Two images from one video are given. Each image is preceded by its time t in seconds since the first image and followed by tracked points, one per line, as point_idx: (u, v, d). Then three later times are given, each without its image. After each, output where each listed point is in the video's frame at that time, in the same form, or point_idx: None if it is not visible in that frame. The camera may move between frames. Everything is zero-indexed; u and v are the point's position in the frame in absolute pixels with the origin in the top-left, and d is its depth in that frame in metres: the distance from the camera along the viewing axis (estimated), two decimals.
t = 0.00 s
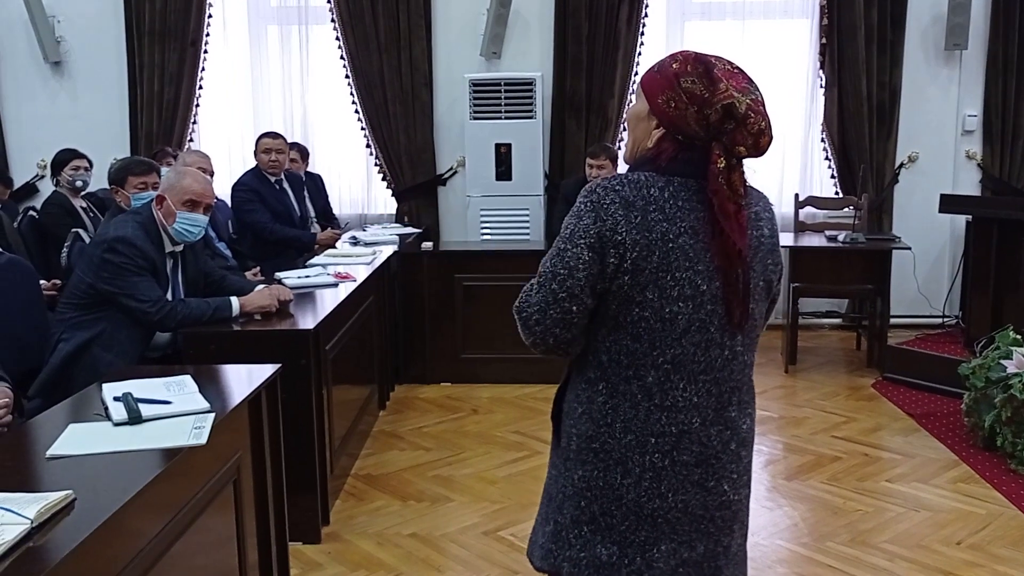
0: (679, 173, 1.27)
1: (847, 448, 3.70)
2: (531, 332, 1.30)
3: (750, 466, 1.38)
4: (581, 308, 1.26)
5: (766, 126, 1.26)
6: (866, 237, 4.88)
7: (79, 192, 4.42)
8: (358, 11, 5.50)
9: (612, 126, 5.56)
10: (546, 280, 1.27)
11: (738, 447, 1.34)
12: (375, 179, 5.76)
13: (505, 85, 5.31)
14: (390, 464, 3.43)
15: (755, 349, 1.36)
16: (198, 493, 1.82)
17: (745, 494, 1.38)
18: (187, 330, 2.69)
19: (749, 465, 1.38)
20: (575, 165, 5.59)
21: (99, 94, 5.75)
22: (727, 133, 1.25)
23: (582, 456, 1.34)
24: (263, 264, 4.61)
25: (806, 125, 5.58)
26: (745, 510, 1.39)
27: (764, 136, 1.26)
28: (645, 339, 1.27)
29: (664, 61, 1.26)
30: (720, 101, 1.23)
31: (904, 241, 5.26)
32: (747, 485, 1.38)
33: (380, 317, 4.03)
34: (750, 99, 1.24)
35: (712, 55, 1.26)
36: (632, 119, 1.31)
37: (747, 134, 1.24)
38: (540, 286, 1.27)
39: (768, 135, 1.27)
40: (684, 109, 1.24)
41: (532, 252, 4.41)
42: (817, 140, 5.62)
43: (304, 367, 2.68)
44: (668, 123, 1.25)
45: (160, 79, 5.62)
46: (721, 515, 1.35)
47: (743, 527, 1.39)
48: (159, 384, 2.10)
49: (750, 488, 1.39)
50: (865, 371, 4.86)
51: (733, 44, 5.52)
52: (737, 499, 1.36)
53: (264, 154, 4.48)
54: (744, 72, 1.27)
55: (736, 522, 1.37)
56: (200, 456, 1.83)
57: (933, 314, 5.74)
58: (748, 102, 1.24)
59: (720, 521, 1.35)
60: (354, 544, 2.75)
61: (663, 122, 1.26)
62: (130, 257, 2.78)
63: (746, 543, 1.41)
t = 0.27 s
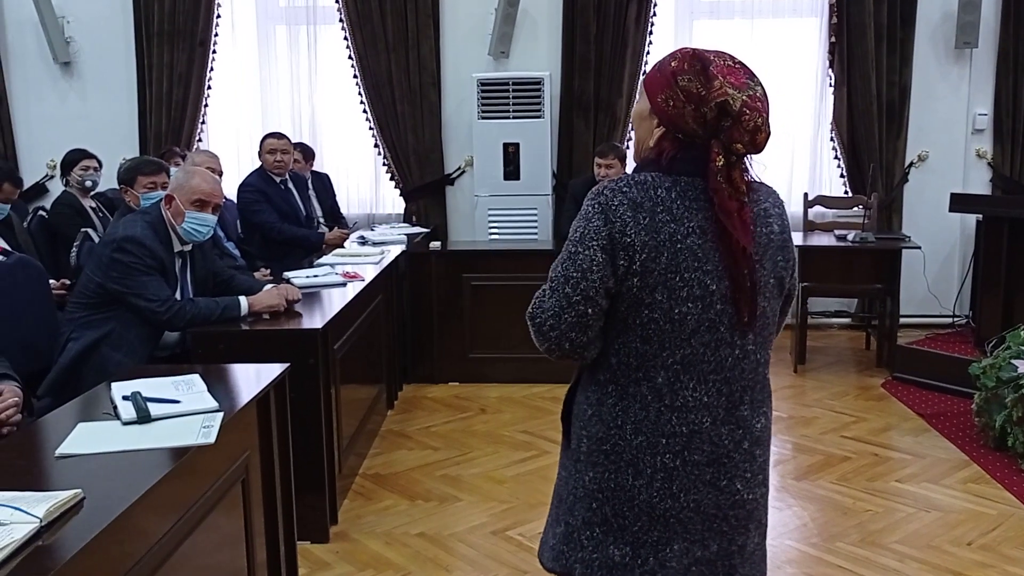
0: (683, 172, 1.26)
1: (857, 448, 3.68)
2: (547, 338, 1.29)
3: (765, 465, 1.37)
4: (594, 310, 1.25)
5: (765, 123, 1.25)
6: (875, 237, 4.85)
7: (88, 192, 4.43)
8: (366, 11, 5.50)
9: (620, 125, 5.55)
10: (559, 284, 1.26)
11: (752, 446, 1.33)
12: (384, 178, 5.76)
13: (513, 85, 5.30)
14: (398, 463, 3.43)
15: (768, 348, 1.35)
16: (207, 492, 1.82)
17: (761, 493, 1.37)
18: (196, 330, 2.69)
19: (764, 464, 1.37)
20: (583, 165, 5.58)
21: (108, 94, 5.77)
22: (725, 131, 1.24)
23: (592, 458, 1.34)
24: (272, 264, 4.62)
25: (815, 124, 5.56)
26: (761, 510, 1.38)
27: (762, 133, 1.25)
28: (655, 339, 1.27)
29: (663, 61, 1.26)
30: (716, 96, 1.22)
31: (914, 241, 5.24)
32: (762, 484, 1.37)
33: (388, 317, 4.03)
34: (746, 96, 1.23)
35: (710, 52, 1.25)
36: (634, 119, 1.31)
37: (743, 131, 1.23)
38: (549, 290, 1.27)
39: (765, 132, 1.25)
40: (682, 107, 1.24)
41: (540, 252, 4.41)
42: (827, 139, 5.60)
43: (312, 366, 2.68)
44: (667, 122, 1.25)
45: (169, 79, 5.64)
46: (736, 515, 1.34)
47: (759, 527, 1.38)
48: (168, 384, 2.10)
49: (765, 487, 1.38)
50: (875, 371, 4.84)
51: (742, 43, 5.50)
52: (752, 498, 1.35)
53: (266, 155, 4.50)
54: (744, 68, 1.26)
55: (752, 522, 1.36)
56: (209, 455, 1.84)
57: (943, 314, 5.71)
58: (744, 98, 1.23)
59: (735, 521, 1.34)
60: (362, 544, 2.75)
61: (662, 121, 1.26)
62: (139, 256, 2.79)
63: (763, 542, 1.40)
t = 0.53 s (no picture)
0: (690, 172, 1.25)
1: (865, 448, 3.66)
2: (555, 341, 1.28)
3: (777, 465, 1.35)
4: (601, 313, 1.24)
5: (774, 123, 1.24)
6: (882, 236, 4.82)
7: (94, 193, 4.43)
8: (371, 11, 5.49)
9: (626, 125, 5.54)
10: (566, 287, 1.25)
11: (763, 447, 1.32)
12: (389, 178, 5.76)
13: (518, 84, 5.29)
14: (404, 464, 3.42)
15: (778, 347, 1.34)
16: (212, 493, 1.82)
17: (775, 494, 1.36)
18: (201, 330, 2.69)
19: (777, 465, 1.35)
20: (589, 165, 5.57)
21: (113, 95, 5.78)
22: (734, 131, 1.23)
23: (602, 461, 1.33)
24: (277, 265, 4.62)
25: (822, 122, 5.54)
26: (777, 511, 1.36)
27: (771, 133, 1.24)
28: (665, 340, 1.26)
29: (670, 58, 1.25)
30: (725, 98, 1.21)
31: (921, 239, 5.21)
32: (775, 485, 1.36)
33: (394, 317, 4.03)
34: (755, 96, 1.22)
35: (718, 49, 1.24)
36: (639, 118, 1.30)
37: (753, 132, 1.22)
38: (556, 293, 1.26)
39: (775, 134, 1.25)
40: (689, 107, 1.23)
41: (546, 252, 4.40)
42: (833, 138, 5.58)
43: (317, 367, 2.68)
44: (674, 122, 1.24)
45: (174, 79, 5.64)
46: (749, 516, 1.33)
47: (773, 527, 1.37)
48: (173, 385, 2.09)
49: (778, 487, 1.36)
50: (882, 371, 4.82)
51: (747, 41, 5.48)
52: (765, 499, 1.34)
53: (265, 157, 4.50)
54: (752, 68, 1.25)
55: (766, 523, 1.35)
56: (214, 457, 1.83)
57: (951, 313, 5.68)
58: (754, 98, 1.22)
59: (749, 522, 1.33)
60: (368, 545, 2.74)
61: (669, 121, 1.25)
62: (144, 257, 2.79)
63: (778, 543, 1.39)
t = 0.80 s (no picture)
0: (700, 173, 1.24)
1: (873, 447, 3.64)
2: (574, 352, 1.25)
3: (799, 465, 1.35)
4: (622, 320, 1.22)
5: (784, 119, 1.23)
6: (889, 234, 4.79)
7: (99, 196, 4.43)
8: (375, 12, 5.49)
9: (631, 124, 5.52)
10: (585, 296, 1.23)
11: (785, 447, 1.31)
12: (393, 179, 5.75)
13: (522, 84, 5.28)
14: (410, 466, 3.41)
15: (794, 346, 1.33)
16: (220, 497, 1.81)
17: (798, 494, 1.35)
18: (206, 332, 2.68)
19: (798, 464, 1.35)
20: (594, 164, 5.55)
21: (118, 97, 5.78)
22: (745, 130, 1.22)
23: (624, 471, 1.30)
24: (282, 266, 4.62)
25: (827, 120, 5.52)
26: (798, 511, 1.36)
27: (782, 129, 1.23)
28: (686, 345, 1.24)
29: (673, 57, 1.23)
30: (734, 98, 1.19)
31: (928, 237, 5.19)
32: (797, 485, 1.35)
33: (399, 319, 4.01)
34: (764, 94, 1.20)
35: (721, 48, 1.22)
36: (643, 121, 1.28)
37: (765, 130, 1.21)
38: (573, 302, 1.24)
39: (787, 131, 1.24)
40: (697, 108, 1.21)
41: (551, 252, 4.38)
42: (839, 136, 5.55)
43: (323, 369, 2.66)
44: (681, 124, 1.22)
45: (178, 82, 5.64)
46: (775, 518, 1.32)
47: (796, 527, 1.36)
48: (178, 388, 2.08)
49: (801, 487, 1.36)
50: (890, 369, 4.79)
51: (752, 40, 5.47)
52: (789, 500, 1.33)
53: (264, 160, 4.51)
54: (756, 65, 1.23)
55: (790, 524, 1.34)
56: (221, 460, 1.82)
57: (959, 311, 5.65)
58: (763, 96, 1.20)
59: (774, 525, 1.32)
60: (376, 547, 2.73)
61: (676, 123, 1.23)
62: (149, 260, 2.78)
63: (801, 543, 1.38)
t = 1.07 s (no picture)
0: (705, 169, 1.22)
1: (880, 448, 3.62)
2: (580, 354, 1.23)
3: (809, 463, 1.34)
4: (629, 321, 1.20)
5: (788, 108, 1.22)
6: (895, 234, 4.76)
7: (102, 196, 4.43)
8: (378, 11, 5.48)
9: (635, 123, 5.50)
10: (590, 296, 1.21)
11: (797, 446, 1.30)
12: (397, 179, 5.73)
13: (526, 83, 5.27)
14: (414, 467, 3.39)
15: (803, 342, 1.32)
16: (223, 498, 1.80)
17: (809, 495, 1.35)
18: (209, 333, 2.67)
19: (808, 464, 1.34)
20: (598, 163, 5.53)
21: (121, 97, 5.77)
22: (751, 123, 1.20)
23: (636, 476, 1.29)
24: (285, 266, 4.61)
25: (832, 119, 5.50)
26: (809, 512, 1.36)
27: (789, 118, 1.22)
28: (697, 345, 1.22)
29: (673, 54, 1.21)
30: (743, 91, 1.17)
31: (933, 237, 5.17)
32: (808, 484, 1.34)
33: (403, 319, 4.00)
34: (768, 85, 1.19)
35: (722, 41, 1.20)
36: (645, 119, 1.26)
37: (775, 120, 1.20)
38: (579, 303, 1.22)
39: (792, 121, 1.23)
40: (701, 103, 1.19)
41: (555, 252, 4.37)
42: (844, 135, 5.53)
43: (326, 369, 2.65)
44: (686, 120, 1.20)
45: (181, 81, 5.63)
46: (787, 518, 1.31)
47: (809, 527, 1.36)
48: (181, 389, 2.07)
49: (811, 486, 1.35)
50: (896, 369, 4.77)
51: (756, 39, 5.44)
52: (800, 500, 1.32)
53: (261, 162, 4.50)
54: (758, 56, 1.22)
55: (801, 524, 1.34)
56: (224, 461, 1.81)
57: (965, 311, 5.63)
58: (770, 87, 1.19)
59: (786, 526, 1.32)
60: (380, 549, 2.72)
61: (680, 119, 1.21)
62: (152, 260, 2.77)
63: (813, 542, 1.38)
